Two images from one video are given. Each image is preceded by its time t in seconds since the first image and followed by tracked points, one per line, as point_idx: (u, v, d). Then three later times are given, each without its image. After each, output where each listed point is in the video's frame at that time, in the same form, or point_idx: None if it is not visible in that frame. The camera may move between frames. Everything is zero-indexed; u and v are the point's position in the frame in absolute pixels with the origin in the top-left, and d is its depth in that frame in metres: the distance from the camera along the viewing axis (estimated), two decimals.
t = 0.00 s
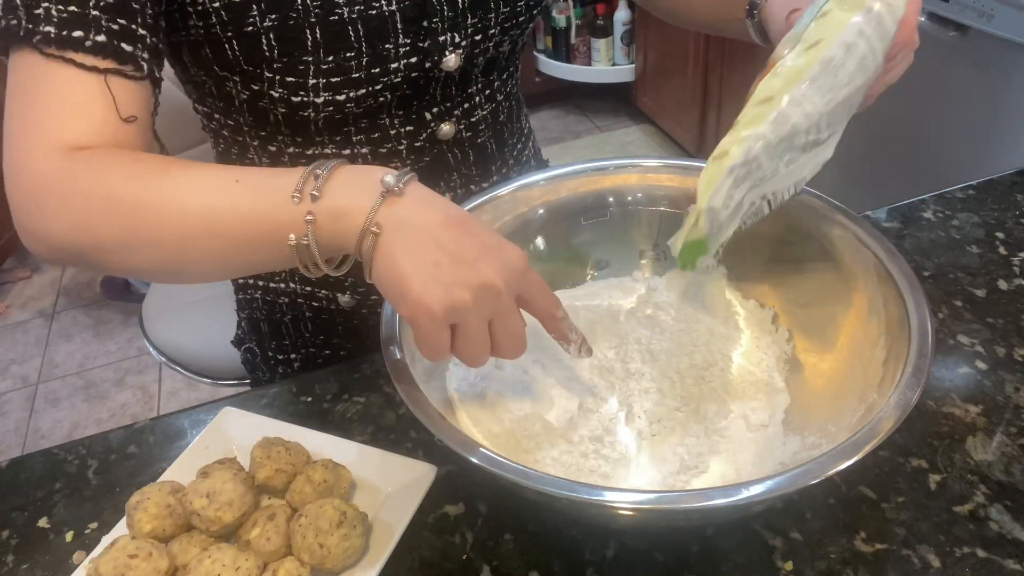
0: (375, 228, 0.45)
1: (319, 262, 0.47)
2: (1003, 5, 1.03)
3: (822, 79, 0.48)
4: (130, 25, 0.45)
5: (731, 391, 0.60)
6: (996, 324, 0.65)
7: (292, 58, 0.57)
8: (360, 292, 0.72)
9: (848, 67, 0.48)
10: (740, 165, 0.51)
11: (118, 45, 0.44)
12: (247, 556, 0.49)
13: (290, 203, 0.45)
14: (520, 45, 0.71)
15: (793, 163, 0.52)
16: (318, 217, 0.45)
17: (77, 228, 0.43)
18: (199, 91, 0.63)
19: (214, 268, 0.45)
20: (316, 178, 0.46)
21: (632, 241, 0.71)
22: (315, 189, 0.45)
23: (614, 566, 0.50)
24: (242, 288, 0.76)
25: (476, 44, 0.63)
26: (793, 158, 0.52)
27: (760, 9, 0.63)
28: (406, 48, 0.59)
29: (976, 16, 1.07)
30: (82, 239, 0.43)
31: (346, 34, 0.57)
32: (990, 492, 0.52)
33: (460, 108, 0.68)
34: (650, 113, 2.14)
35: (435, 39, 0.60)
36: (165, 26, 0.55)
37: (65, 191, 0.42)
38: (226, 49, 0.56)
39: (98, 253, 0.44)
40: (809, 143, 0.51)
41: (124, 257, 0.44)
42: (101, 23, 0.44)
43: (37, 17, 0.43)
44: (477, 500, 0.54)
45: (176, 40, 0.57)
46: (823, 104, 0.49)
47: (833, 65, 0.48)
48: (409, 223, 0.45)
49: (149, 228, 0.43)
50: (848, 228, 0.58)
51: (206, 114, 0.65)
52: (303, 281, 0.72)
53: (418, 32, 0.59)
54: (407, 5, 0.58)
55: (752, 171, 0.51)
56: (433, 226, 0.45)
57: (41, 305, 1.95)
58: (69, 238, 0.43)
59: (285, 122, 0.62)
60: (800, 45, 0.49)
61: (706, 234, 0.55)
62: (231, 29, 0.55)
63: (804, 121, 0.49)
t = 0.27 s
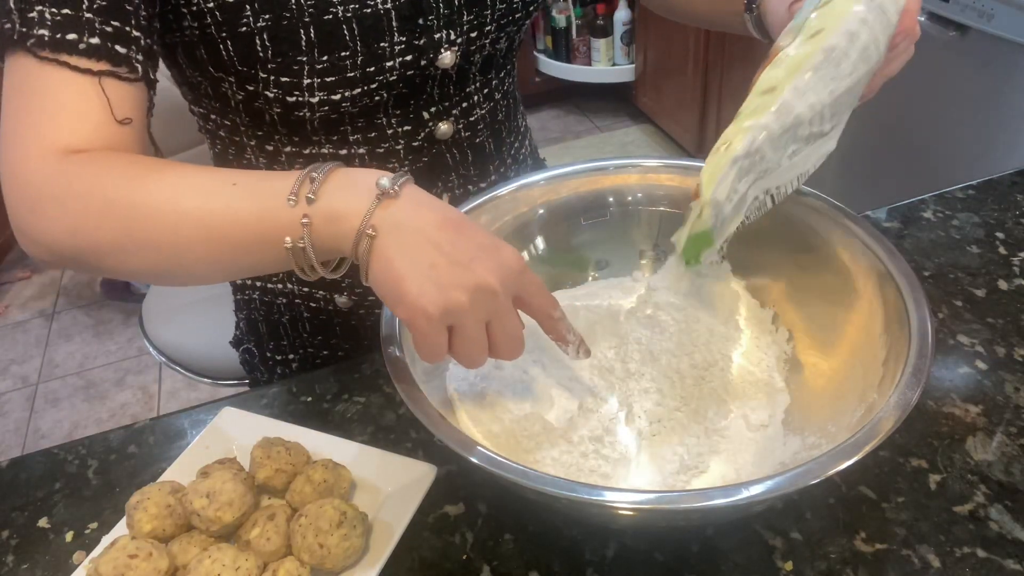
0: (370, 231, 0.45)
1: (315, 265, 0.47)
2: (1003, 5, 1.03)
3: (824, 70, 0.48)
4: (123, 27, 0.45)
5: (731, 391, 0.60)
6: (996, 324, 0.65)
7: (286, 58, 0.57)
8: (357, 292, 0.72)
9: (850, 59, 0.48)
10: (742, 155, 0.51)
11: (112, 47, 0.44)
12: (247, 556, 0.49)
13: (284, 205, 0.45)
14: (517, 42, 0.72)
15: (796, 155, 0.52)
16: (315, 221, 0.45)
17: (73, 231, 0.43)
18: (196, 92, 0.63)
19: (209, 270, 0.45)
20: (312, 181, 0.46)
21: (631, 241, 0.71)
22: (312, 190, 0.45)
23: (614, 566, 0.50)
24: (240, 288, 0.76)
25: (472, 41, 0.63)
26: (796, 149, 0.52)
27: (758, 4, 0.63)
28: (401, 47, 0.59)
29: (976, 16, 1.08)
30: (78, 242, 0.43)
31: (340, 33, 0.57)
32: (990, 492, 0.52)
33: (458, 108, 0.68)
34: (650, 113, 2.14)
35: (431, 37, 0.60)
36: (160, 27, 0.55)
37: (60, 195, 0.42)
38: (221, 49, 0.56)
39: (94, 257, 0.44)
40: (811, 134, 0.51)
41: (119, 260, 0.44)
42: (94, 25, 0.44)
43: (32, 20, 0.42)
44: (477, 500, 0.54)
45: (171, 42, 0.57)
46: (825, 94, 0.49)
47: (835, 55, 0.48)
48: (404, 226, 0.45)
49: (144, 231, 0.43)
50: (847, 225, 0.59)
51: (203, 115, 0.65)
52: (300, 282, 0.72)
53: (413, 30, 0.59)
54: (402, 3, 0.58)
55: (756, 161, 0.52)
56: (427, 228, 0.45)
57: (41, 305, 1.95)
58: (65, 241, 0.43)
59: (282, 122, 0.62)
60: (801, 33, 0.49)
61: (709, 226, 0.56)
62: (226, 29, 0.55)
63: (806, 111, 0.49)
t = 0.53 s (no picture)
0: (352, 237, 0.45)
1: (301, 267, 0.47)
2: (1003, 5, 1.03)
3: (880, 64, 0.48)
4: (122, 32, 0.45)
5: (731, 391, 0.60)
6: (996, 324, 0.65)
7: (286, 59, 0.57)
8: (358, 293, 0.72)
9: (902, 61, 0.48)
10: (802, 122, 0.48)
11: (110, 51, 0.44)
12: (247, 556, 0.49)
13: (271, 208, 0.45)
14: (517, 41, 0.72)
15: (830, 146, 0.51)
16: (298, 225, 0.45)
17: (69, 234, 0.43)
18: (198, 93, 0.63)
19: (206, 272, 0.46)
20: (295, 183, 0.45)
21: (632, 241, 0.71)
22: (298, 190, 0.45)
23: (614, 566, 0.50)
24: (242, 288, 0.77)
25: (472, 40, 0.63)
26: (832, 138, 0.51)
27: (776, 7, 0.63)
28: (400, 47, 0.59)
29: (976, 16, 1.07)
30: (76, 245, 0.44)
31: (340, 34, 0.57)
32: (990, 492, 0.52)
33: (459, 107, 0.68)
34: (650, 113, 2.14)
35: (431, 36, 0.60)
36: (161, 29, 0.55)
37: (56, 199, 0.42)
38: (222, 51, 0.56)
39: (92, 259, 0.44)
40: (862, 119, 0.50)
41: (118, 262, 0.44)
42: (93, 29, 0.44)
43: (31, 25, 0.42)
44: (477, 500, 0.54)
45: (172, 44, 0.57)
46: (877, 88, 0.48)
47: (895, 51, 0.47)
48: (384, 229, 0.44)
49: (138, 235, 0.43)
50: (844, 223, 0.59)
51: (205, 115, 0.66)
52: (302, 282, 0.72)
53: (413, 30, 0.59)
54: (402, 2, 0.58)
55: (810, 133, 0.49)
56: (406, 230, 0.44)
57: (41, 305, 1.95)
58: (64, 244, 0.44)
59: (283, 123, 0.62)
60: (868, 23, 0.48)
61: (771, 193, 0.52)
62: (226, 31, 0.55)
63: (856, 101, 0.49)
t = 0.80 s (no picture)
0: (309, 227, 0.45)
1: (262, 255, 0.47)
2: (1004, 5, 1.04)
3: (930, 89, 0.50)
4: (126, 25, 0.46)
5: (732, 392, 0.59)
6: (996, 324, 0.65)
7: (295, 52, 0.57)
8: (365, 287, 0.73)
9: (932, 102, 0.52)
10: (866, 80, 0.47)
11: (112, 44, 0.45)
12: (247, 556, 0.49)
13: (231, 196, 0.45)
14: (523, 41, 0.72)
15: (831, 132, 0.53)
16: (257, 215, 0.45)
17: (60, 219, 0.44)
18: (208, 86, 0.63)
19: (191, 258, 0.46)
20: (257, 172, 0.45)
21: (631, 241, 0.71)
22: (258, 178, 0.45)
23: (614, 566, 0.50)
24: (249, 282, 0.76)
25: (480, 40, 0.63)
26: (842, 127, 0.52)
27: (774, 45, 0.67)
28: (409, 42, 0.59)
29: (975, 16, 1.08)
30: (68, 229, 0.45)
31: (349, 28, 0.57)
32: (990, 492, 0.52)
33: (466, 104, 0.68)
34: (650, 113, 2.14)
35: (439, 34, 0.60)
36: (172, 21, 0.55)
37: (47, 184, 0.44)
38: (232, 43, 0.57)
39: (83, 245, 0.46)
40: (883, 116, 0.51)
41: (106, 248, 0.45)
42: (97, 22, 0.45)
43: (38, 16, 0.44)
44: (477, 500, 0.54)
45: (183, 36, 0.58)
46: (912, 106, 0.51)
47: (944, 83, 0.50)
48: (338, 216, 0.44)
49: (119, 222, 0.44)
50: (834, 216, 0.60)
51: (215, 111, 0.66)
52: (310, 276, 0.72)
53: (422, 26, 0.59)
54: None
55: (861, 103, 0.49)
56: (361, 215, 0.44)
57: (41, 305, 1.95)
58: (58, 229, 0.45)
59: (291, 116, 0.62)
60: (935, 46, 0.50)
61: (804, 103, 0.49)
62: (237, 23, 0.55)
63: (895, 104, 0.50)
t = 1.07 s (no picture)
0: (334, 197, 0.45)
1: (290, 226, 0.48)
2: (1003, 5, 1.04)
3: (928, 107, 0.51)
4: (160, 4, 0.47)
5: (732, 392, 0.59)
6: (996, 324, 0.65)
7: (320, 34, 0.57)
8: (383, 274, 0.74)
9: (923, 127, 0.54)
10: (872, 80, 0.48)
11: (147, 22, 0.46)
12: (248, 556, 0.49)
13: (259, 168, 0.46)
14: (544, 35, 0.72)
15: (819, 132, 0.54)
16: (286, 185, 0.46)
17: (96, 192, 0.46)
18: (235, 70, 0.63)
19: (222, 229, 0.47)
20: (283, 145, 0.46)
21: (631, 241, 0.71)
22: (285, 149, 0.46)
23: (614, 566, 0.50)
24: (269, 267, 0.76)
25: (501, 30, 0.63)
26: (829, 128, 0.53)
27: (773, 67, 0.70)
28: (432, 29, 0.59)
29: (975, 16, 1.08)
30: (105, 203, 0.46)
31: (374, 12, 0.57)
32: (990, 492, 0.52)
33: (485, 94, 0.68)
34: (650, 113, 2.14)
35: (461, 21, 0.60)
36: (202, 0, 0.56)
37: (87, 157, 0.45)
38: (260, 24, 0.57)
39: (120, 217, 0.47)
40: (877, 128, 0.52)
41: (143, 221, 0.47)
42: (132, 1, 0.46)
43: None
44: (477, 500, 0.54)
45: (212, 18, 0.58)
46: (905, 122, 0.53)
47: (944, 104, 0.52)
48: (360, 184, 0.45)
49: (155, 193, 0.45)
50: (832, 215, 0.61)
51: (240, 98, 0.65)
52: (328, 261, 0.72)
53: (444, 14, 0.59)
54: None
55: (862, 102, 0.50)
56: (383, 184, 0.45)
57: (41, 305, 1.95)
58: (95, 203, 0.47)
59: (315, 99, 0.61)
60: (941, 71, 0.52)
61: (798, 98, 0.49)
62: (265, 4, 0.56)
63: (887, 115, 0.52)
